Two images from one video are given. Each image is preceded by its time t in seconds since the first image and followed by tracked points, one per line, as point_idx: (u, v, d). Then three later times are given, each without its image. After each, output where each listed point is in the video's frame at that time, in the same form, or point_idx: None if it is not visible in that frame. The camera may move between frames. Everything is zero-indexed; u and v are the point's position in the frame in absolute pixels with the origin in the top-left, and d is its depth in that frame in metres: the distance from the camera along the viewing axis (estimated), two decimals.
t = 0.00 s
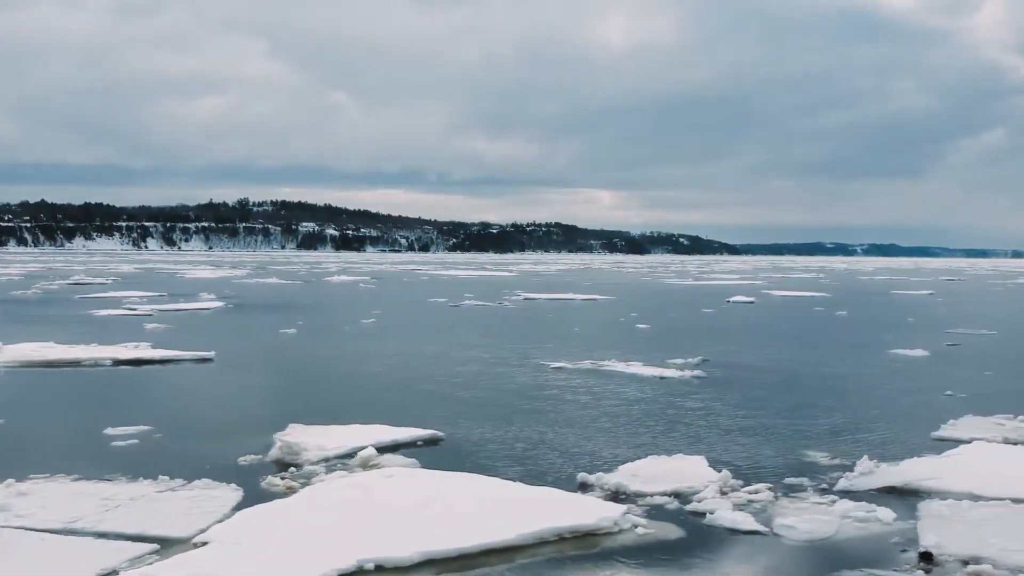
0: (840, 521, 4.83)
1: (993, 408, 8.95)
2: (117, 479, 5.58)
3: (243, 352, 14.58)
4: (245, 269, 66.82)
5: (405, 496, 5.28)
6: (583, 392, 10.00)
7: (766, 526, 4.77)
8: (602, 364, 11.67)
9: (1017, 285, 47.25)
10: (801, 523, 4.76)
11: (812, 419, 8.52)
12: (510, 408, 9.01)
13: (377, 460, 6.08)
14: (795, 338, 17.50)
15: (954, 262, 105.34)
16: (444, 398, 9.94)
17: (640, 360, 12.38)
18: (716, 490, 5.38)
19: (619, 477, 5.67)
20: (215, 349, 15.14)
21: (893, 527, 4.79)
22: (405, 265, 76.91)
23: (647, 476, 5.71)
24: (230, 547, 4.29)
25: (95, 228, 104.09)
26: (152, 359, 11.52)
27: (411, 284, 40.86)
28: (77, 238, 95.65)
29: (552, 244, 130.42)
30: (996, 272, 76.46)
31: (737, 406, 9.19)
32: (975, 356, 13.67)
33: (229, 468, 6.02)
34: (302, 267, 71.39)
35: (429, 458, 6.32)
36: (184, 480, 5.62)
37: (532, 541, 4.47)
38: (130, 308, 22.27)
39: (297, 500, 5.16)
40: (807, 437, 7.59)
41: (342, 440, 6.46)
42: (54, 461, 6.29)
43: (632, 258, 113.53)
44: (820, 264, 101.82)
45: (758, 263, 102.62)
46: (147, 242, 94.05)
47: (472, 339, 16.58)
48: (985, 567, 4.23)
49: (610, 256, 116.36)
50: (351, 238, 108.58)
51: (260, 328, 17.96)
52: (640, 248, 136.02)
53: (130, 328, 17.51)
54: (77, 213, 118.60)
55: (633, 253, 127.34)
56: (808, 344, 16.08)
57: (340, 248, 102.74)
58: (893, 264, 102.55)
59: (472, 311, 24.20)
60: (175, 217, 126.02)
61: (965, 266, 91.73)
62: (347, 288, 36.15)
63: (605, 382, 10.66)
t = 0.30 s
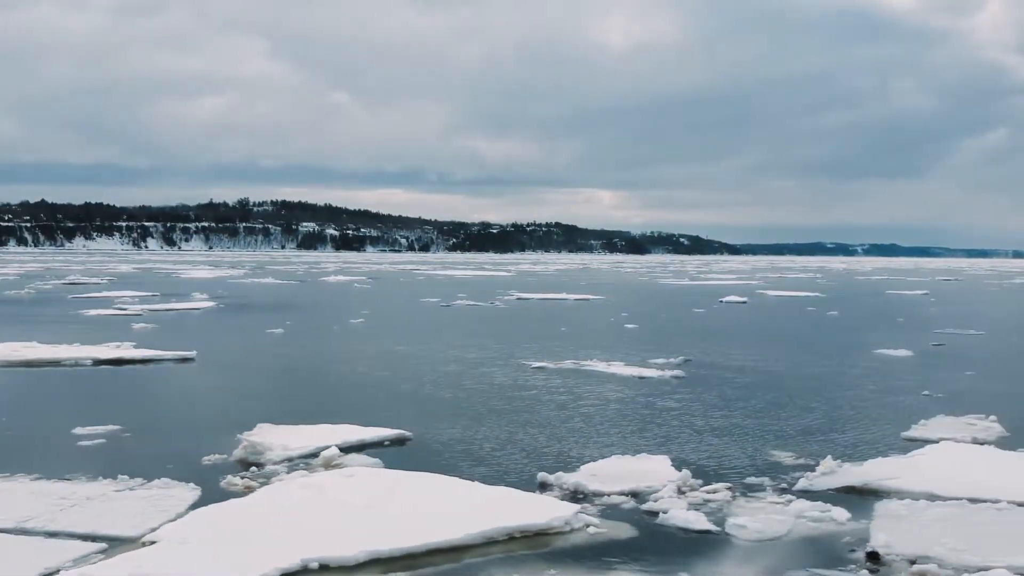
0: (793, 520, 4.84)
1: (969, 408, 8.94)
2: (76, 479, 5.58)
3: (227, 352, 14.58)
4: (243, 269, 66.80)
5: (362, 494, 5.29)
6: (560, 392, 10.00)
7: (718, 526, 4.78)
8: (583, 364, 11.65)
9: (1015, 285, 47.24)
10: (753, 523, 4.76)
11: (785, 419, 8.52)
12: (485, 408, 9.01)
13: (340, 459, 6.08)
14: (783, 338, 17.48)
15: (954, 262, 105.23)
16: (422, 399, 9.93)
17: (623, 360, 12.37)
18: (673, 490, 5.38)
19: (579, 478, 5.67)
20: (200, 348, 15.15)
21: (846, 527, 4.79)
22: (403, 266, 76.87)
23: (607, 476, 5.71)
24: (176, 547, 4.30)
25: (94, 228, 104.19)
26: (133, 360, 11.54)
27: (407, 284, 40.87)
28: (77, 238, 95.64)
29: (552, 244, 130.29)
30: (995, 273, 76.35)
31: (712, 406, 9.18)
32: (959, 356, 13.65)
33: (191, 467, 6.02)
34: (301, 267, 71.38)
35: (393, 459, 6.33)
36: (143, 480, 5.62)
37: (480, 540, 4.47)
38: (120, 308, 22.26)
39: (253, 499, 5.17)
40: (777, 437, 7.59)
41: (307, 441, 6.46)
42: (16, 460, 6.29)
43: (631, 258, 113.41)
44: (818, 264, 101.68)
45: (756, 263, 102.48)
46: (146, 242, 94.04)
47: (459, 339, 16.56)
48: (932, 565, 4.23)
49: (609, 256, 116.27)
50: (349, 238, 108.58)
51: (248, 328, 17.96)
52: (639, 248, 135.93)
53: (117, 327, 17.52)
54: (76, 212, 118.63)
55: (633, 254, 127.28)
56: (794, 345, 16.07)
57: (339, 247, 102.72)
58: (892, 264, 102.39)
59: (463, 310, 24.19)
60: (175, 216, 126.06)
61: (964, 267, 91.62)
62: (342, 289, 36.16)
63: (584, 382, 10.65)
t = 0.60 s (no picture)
0: (747, 519, 4.84)
1: (945, 407, 8.92)
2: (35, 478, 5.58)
3: (212, 351, 14.58)
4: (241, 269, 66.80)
5: (320, 493, 5.29)
6: (537, 392, 9.99)
7: (670, 525, 4.78)
8: (565, 364, 11.61)
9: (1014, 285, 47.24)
10: (706, 522, 4.77)
11: (759, 418, 8.50)
12: (460, 409, 9.00)
13: (302, 459, 6.07)
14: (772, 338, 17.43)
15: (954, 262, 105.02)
16: (399, 399, 9.92)
17: (606, 360, 12.34)
18: (632, 488, 5.38)
19: (540, 476, 5.66)
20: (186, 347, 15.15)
21: (798, 525, 4.79)
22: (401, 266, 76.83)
23: (568, 475, 5.70)
24: (124, 544, 4.32)
25: (95, 228, 104.23)
26: (114, 359, 11.56)
27: (404, 284, 40.85)
28: (77, 238, 95.69)
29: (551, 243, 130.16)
30: (994, 273, 76.21)
31: (689, 406, 9.16)
32: (944, 356, 13.63)
33: (153, 465, 6.02)
34: (299, 267, 71.39)
35: (357, 458, 6.33)
36: (103, 478, 5.63)
37: (429, 538, 4.47)
38: (111, 307, 22.25)
39: (210, 497, 5.18)
40: (748, 436, 7.58)
41: (270, 440, 6.45)
42: None
43: (629, 258, 113.25)
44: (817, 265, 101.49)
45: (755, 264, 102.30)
46: (146, 242, 94.07)
47: (446, 339, 16.54)
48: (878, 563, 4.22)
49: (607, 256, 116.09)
50: (348, 238, 108.43)
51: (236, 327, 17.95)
52: (638, 248, 135.77)
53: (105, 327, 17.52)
54: (77, 212, 118.70)
55: (632, 253, 127.17)
56: (783, 344, 16.03)
57: (338, 247, 102.62)
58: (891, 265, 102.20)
59: (454, 310, 24.16)
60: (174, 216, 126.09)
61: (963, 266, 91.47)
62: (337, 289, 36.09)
63: (563, 381, 10.64)
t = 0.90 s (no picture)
0: (701, 516, 4.85)
1: (921, 406, 8.92)
2: None
3: (198, 350, 14.60)
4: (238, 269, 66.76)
5: (277, 490, 5.30)
6: (515, 391, 10.01)
7: (623, 522, 4.79)
8: (546, 363, 11.61)
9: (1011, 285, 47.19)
10: (658, 520, 4.78)
11: (732, 417, 8.51)
12: (435, 408, 9.00)
13: (265, 457, 6.08)
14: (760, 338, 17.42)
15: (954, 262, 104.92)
16: (376, 398, 9.93)
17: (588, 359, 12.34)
18: (590, 486, 5.39)
19: (500, 474, 5.67)
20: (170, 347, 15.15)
21: (752, 523, 4.80)
22: (399, 266, 76.81)
23: (529, 473, 5.70)
24: (72, 541, 4.34)
25: (94, 227, 104.27)
26: (95, 358, 11.57)
27: (399, 283, 40.86)
28: (76, 237, 95.73)
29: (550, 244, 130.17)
30: (992, 273, 76.06)
31: (666, 405, 9.16)
32: (929, 356, 13.64)
33: (116, 463, 6.03)
34: (297, 267, 71.36)
35: (322, 456, 6.34)
36: (64, 476, 5.64)
37: (379, 536, 4.48)
38: (102, 306, 22.24)
39: (166, 495, 5.19)
40: (717, 434, 7.60)
41: (234, 438, 6.46)
42: None
43: (627, 258, 113.18)
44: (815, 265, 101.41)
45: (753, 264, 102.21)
46: (146, 242, 94.14)
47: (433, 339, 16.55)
48: (824, 560, 4.22)
49: (606, 256, 116.04)
50: (347, 238, 108.43)
51: (224, 327, 17.95)
52: (637, 248, 135.78)
53: (93, 326, 17.52)
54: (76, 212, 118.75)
55: (631, 254, 127.15)
56: (769, 344, 16.02)
57: (336, 247, 102.61)
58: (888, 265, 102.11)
59: (445, 309, 24.16)
60: (174, 216, 126.13)
61: (962, 267, 91.39)
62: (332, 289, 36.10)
63: (542, 380, 10.66)
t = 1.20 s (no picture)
0: (655, 513, 4.86)
1: (897, 405, 8.90)
2: None
3: (183, 349, 14.61)
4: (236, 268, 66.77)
5: (235, 487, 5.31)
6: (494, 390, 10.02)
7: (576, 519, 4.80)
8: (529, 362, 11.60)
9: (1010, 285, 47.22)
10: (611, 517, 4.79)
11: (705, 415, 8.52)
12: (411, 408, 9.01)
13: (230, 455, 6.10)
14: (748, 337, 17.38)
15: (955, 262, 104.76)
16: (354, 397, 9.93)
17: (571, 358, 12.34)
18: (550, 483, 5.40)
19: (461, 471, 5.67)
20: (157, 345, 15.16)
21: (706, 519, 4.81)
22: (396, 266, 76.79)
23: (492, 470, 5.70)
24: (22, 537, 4.37)
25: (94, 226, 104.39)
26: (77, 356, 11.59)
27: (396, 283, 40.87)
28: (76, 237, 95.78)
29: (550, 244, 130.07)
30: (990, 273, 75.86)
31: (643, 404, 9.14)
32: (913, 355, 13.63)
33: (80, 460, 6.05)
34: (295, 266, 71.39)
35: (287, 454, 6.35)
36: (26, 474, 5.65)
37: (329, 532, 4.50)
38: (94, 305, 22.27)
39: (124, 491, 5.20)
40: (687, 432, 7.60)
41: (200, 435, 6.48)
42: None
43: (626, 258, 113.04)
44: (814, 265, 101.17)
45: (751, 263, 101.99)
46: (145, 241, 94.20)
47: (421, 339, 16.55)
48: (770, 557, 4.23)
49: (605, 255, 115.92)
50: (346, 238, 108.40)
51: (213, 326, 17.96)
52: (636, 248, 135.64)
53: (82, 326, 17.55)
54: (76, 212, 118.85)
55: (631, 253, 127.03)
56: (757, 343, 16.00)
57: (335, 247, 102.57)
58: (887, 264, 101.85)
59: (437, 309, 24.16)
60: (174, 216, 126.21)
61: (961, 266, 91.03)
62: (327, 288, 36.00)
63: (521, 379, 10.67)
